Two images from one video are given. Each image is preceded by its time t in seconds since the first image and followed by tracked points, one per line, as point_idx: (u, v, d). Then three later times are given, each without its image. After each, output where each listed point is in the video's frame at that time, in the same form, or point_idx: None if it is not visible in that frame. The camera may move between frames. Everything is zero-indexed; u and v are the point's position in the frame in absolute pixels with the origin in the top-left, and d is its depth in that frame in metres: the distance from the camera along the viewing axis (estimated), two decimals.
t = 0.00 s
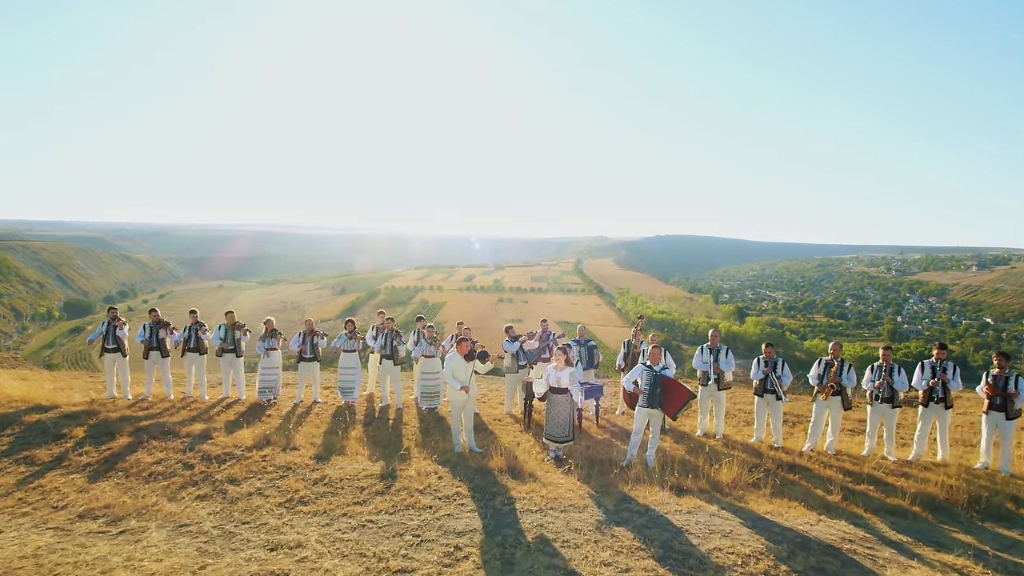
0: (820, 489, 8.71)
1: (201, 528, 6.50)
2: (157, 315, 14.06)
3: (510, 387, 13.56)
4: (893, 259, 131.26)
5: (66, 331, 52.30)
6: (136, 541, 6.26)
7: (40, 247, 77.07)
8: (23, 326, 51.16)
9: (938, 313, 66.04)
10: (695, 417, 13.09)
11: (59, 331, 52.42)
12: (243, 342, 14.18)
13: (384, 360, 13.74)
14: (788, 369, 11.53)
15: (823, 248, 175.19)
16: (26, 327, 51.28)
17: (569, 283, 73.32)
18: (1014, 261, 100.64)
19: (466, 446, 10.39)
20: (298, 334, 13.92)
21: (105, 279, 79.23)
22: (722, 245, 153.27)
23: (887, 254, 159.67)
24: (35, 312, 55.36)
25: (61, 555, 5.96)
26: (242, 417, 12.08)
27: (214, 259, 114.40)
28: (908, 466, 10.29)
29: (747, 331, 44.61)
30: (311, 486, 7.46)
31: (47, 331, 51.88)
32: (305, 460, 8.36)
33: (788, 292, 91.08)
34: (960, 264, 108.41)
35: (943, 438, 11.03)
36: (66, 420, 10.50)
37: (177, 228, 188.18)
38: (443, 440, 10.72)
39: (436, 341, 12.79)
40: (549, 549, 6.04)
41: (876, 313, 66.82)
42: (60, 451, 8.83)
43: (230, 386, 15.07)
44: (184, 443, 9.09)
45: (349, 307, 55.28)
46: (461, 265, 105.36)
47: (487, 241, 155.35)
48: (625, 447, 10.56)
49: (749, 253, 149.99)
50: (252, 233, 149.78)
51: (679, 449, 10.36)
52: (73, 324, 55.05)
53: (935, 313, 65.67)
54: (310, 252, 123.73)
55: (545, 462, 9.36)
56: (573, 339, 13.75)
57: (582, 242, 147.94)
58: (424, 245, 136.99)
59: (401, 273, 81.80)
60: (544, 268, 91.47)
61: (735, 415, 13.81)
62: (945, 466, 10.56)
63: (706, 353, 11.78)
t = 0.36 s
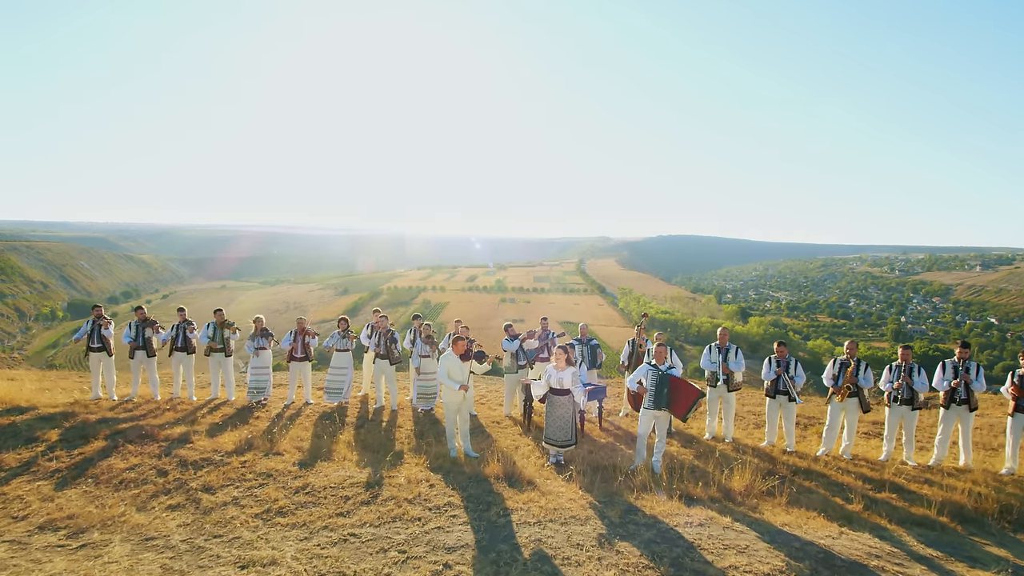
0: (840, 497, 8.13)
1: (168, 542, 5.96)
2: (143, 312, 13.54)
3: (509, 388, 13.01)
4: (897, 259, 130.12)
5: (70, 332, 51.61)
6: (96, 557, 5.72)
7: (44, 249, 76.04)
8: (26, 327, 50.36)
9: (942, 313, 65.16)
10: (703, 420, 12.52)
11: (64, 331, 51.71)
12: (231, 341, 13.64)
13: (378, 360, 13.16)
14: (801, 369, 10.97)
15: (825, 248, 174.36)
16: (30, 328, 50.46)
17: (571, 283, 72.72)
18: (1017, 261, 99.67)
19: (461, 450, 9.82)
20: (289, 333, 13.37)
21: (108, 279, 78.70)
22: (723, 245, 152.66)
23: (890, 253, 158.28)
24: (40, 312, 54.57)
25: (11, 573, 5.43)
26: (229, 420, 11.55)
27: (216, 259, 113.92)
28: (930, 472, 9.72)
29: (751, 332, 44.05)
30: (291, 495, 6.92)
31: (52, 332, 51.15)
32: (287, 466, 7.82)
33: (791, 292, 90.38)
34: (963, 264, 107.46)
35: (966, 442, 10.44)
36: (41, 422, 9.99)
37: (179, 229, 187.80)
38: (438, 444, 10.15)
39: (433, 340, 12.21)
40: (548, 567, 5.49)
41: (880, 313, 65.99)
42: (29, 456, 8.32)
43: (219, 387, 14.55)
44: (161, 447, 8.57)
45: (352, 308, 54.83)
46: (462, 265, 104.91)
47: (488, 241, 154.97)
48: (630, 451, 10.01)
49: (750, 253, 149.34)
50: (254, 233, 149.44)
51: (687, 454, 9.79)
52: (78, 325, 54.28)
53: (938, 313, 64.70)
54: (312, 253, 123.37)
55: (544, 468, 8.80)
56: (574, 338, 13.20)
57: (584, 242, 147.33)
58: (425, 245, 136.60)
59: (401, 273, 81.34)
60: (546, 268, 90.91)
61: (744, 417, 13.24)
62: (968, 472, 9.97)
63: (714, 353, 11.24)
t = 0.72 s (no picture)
0: (865, 509, 7.55)
1: (129, 559, 5.40)
2: (128, 311, 12.98)
3: (509, 389, 12.41)
4: (898, 259, 129.23)
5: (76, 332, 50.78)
6: None
7: (50, 249, 74.73)
8: (32, 328, 49.53)
9: (946, 313, 64.38)
10: (713, 423, 11.91)
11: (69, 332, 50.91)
12: (220, 341, 13.06)
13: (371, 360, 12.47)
14: (817, 370, 10.39)
15: (825, 248, 173.51)
16: (36, 330, 49.62)
17: (574, 284, 72.08)
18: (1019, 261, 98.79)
19: (458, 455, 9.21)
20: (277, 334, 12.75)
21: (113, 281, 77.96)
22: (725, 245, 152.01)
23: (891, 254, 157.16)
24: (45, 313, 53.70)
25: None
26: (214, 422, 10.99)
27: (219, 260, 113.27)
28: (956, 478, 9.13)
29: (754, 332, 43.45)
30: (269, 506, 6.36)
31: (57, 333, 50.33)
32: (268, 473, 7.27)
33: (793, 292, 89.60)
34: (966, 264, 106.51)
35: (992, 446, 9.85)
36: (12, 426, 9.43)
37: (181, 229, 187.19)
38: (433, 449, 9.58)
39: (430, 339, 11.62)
40: None
41: (884, 313, 65.30)
42: None
43: (208, 388, 13.97)
44: (135, 452, 8.02)
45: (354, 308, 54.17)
46: (463, 266, 104.31)
47: (489, 241, 154.45)
48: (637, 457, 9.42)
49: (752, 253, 148.64)
50: (255, 233, 148.88)
51: (698, 459, 9.20)
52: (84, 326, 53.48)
53: (941, 313, 63.84)
54: (313, 253, 122.81)
55: (545, 475, 8.23)
56: (577, 337, 12.61)
57: (586, 243, 146.86)
58: (426, 245, 136.09)
59: (403, 274, 80.76)
60: (548, 269, 90.24)
61: (755, 421, 12.66)
62: (997, 478, 9.39)
63: (725, 352, 10.66)
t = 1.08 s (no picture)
0: (893, 521, 6.97)
1: None
2: (111, 309, 12.42)
3: (508, 390, 11.83)
4: (899, 260, 128.36)
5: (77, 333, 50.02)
6: None
7: (52, 250, 73.96)
8: (34, 329, 48.78)
9: (948, 313, 63.60)
10: (722, 426, 11.32)
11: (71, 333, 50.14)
12: (206, 341, 12.54)
13: (364, 360, 11.80)
14: (835, 369, 9.83)
15: (826, 248, 172.71)
16: (37, 330, 48.84)
17: (575, 284, 71.44)
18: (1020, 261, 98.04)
19: (454, 461, 8.61)
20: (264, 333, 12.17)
21: (115, 282, 77.18)
22: (725, 245, 151.35)
23: (892, 254, 155.72)
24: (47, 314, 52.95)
25: None
26: (198, 425, 10.42)
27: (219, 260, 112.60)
28: (985, 485, 8.53)
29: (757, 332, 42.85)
30: (244, 521, 5.80)
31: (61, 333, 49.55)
32: (246, 483, 6.71)
33: (795, 292, 88.93)
34: (968, 264, 105.75)
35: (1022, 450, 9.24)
36: None
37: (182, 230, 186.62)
38: (427, 453, 9.00)
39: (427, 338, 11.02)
40: None
41: (886, 313, 64.66)
42: None
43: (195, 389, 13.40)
44: (105, 459, 7.46)
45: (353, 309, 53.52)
46: (464, 267, 103.68)
47: (490, 241, 153.86)
48: (645, 463, 8.86)
49: (752, 253, 148.01)
50: (256, 233, 148.25)
51: (710, 465, 8.62)
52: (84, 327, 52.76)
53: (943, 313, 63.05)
54: (313, 254, 122.21)
55: (547, 483, 7.65)
56: (580, 336, 12.02)
57: (587, 243, 146.12)
58: (427, 246, 135.49)
59: (404, 274, 80.10)
60: (549, 269, 89.58)
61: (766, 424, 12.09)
62: None
63: (737, 351, 10.11)
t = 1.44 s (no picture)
0: (925, 534, 6.42)
1: None
2: (91, 307, 11.86)
3: (508, 391, 11.27)
4: (898, 260, 127.59)
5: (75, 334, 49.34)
6: None
7: (51, 250, 73.22)
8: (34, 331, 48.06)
9: (949, 313, 62.97)
10: (733, 429, 10.76)
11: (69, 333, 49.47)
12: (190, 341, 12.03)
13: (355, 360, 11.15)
14: (853, 369, 9.30)
15: (825, 247, 172.24)
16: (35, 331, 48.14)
17: (574, 284, 70.84)
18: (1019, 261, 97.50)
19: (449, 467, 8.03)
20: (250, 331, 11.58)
21: (115, 282, 76.39)
22: (725, 244, 150.85)
23: (891, 254, 155.00)
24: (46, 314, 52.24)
25: None
26: (179, 429, 9.85)
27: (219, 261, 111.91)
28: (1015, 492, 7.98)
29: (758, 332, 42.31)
30: (215, 538, 5.24)
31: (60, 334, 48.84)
32: (221, 495, 6.15)
33: (794, 292, 88.41)
34: (967, 264, 105.20)
35: None
36: None
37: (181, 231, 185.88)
38: (420, 459, 8.44)
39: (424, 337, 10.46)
40: None
41: (885, 313, 64.18)
42: None
43: (180, 390, 12.85)
44: (71, 467, 6.89)
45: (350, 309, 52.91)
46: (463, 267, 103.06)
47: (490, 241, 153.31)
48: (653, 469, 8.31)
49: (751, 252, 147.45)
50: (254, 233, 147.51)
51: (722, 472, 8.08)
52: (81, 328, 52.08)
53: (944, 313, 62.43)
54: (311, 254, 121.54)
55: (549, 492, 7.10)
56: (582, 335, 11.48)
57: (586, 243, 145.59)
58: (425, 246, 134.88)
59: (403, 274, 79.47)
60: (548, 269, 88.99)
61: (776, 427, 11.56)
62: None
63: (749, 350, 9.58)
